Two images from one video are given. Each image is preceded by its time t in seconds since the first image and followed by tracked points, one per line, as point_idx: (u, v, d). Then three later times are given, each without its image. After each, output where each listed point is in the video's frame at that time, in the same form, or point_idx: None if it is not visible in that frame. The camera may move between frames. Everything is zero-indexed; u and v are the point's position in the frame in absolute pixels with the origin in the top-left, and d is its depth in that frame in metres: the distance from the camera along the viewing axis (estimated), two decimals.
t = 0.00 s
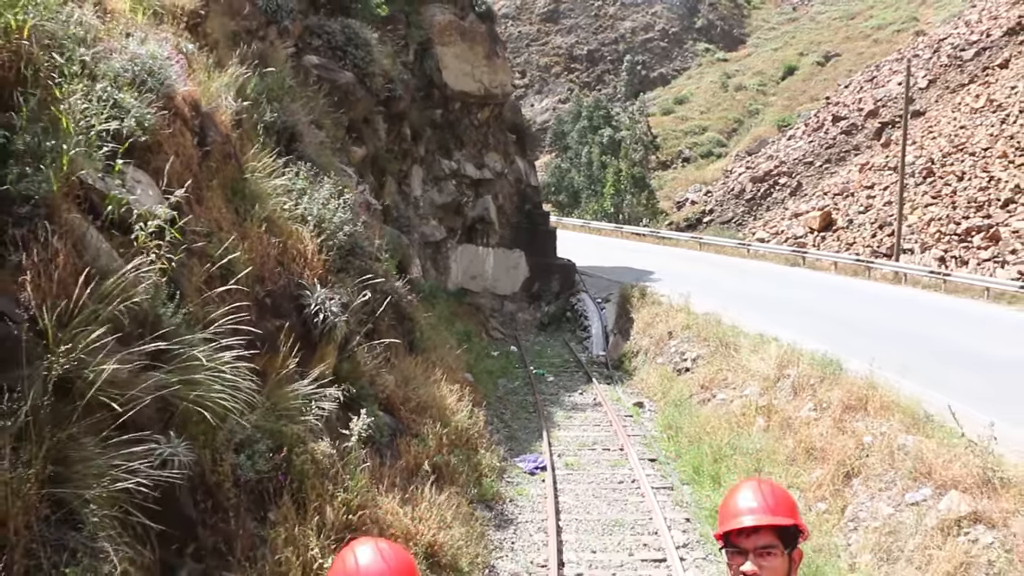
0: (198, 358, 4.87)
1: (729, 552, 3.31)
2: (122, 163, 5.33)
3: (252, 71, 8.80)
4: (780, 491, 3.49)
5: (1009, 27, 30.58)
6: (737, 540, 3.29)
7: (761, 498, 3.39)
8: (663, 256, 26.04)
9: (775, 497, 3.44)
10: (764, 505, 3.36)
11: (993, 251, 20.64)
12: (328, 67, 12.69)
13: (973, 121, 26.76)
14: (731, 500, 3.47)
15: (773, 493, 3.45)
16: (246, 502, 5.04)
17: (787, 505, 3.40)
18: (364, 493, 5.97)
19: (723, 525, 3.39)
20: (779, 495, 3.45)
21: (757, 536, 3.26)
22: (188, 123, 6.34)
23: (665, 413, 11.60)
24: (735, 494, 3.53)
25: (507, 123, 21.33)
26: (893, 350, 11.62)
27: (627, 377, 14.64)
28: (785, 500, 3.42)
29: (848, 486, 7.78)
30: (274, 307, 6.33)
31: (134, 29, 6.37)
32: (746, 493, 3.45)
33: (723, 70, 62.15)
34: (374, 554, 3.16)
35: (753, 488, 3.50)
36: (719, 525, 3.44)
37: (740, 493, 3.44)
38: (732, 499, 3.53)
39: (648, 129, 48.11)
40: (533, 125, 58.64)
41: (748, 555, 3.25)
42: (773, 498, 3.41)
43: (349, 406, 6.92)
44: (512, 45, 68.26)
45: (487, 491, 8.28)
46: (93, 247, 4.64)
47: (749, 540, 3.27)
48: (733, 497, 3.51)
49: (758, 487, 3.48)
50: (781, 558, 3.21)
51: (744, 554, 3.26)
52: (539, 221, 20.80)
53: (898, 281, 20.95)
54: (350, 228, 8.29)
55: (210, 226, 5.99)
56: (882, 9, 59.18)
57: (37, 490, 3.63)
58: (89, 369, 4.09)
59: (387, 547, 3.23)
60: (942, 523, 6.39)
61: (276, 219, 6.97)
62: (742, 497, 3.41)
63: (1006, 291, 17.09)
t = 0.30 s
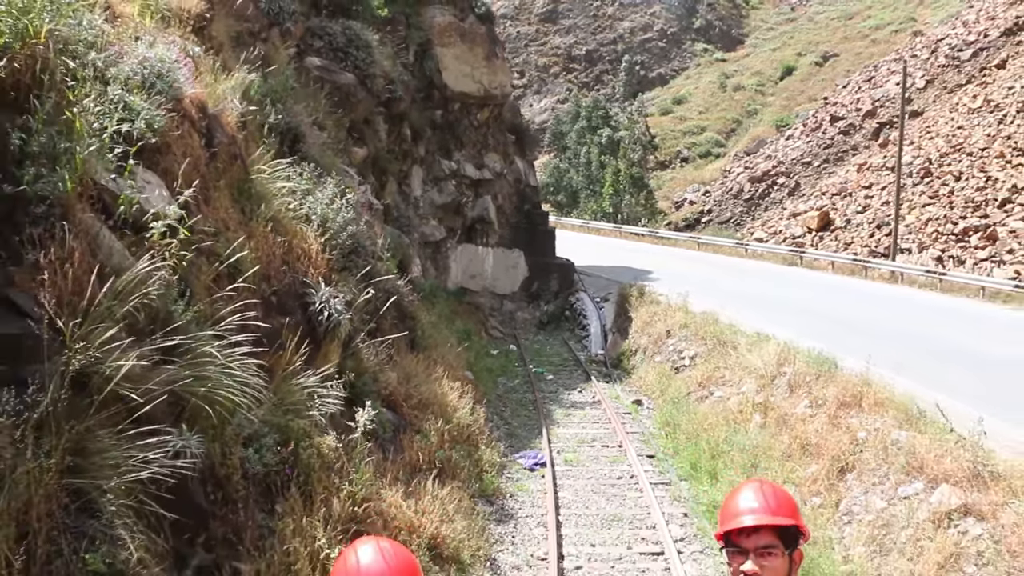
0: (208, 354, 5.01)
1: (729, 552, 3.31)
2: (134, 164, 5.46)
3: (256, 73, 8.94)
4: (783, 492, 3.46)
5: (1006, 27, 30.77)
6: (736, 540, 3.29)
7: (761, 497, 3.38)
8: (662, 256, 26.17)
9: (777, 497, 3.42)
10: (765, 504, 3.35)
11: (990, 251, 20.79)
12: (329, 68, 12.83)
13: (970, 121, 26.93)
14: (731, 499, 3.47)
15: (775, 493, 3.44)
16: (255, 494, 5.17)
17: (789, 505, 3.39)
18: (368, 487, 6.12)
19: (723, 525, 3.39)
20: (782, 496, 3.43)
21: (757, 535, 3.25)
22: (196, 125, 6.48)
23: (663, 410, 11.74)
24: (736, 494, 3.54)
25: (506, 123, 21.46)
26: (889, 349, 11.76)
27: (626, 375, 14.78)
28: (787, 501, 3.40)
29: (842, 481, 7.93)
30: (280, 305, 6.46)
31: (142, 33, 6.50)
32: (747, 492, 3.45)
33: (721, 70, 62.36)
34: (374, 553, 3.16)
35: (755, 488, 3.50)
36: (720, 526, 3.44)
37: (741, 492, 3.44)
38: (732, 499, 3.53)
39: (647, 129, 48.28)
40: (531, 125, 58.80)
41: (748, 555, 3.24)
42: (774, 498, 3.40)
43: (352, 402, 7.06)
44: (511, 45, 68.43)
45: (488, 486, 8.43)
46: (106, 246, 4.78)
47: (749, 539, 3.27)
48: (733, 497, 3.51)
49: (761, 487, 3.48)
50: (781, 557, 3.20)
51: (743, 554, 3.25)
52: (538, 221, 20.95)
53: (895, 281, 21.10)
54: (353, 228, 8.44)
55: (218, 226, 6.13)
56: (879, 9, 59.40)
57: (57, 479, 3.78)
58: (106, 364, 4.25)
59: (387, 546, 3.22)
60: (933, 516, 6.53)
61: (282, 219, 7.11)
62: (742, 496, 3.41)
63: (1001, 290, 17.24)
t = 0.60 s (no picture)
0: (218, 350, 5.15)
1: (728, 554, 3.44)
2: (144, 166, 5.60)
3: (260, 76, 9.08)
4: (779, 493, 3.62)
5: (1003, 28, 30.94)
6: (735, 541, 3.43)
7: (756, 497, 3.54)
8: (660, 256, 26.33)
9: (773, 498, 3.57)
10: (760, 503, 3.51)
11: (987, 250, 20.95)
12: (331, 70, 12.97)
13: (967, 121, 27.10)
14: (729, 502, 3.61)
15: (771, 494, 3.59)
16: (263, 486, 5.31)
17: (784, 505, 3.54)
18: (372, 480, 6.27)
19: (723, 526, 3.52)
20: (777, 496, 3.58)
21: (754, 534, 3.40)
22: (203, 127, 6.61)
23: (661, 408, 11.89)
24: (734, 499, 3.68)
25: (505, 124, 21.61)
26: (884, 347, 11.91)
27: (624, 374, 14.93)
28: (781, 500, 3.56)
29: (836, 476, 8.07)
30: (285, 303, 6.59)
31: (151, 37, 6.64)
32: (744, 494, 3.61)
33: (720, 70, 62.52)
34: (374, 554, 3.33)
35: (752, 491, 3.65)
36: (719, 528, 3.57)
37: (737, 495, 3.59)
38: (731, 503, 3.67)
39: (645, 129, 48.43)
40: (530, 126, 58.90)
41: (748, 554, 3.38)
42: (770, 498, 3.56)
43: (356, 398, 7.20)
44: (509, 46, 68.53)
45: (489, 481, 8.57)
46: (119, 246, 4.93)
47: (747, 540, 3.41)
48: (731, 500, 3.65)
49: (758, 489, 3.63)
50: (777, 554, 3.35)
51: (742, 554, 3.39)
52: (537, 221, 21.09)
53: (891, 280, 21.26)
54: (356, 228, 8.59)
55: (225, 225, 6.26)
56: (878, 10, 59.55)
57: (76, 471, 3.92)
58: (121, 359, 4.38)
59: (387, 546, 3.40)
60: (925, 509, 6.67)
61: (287, 219, 7.25)
62: (738, 498, 3.57)
63: (996, 289, 17.40)
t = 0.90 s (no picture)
0: (226, 346, 5.29)
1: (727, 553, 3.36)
2: (154, 167, 5.75)
3: (264, 77, 9.21)
4: (780, 493, 3.52)
5: (1000, 28, 31.13)
6: (734, 540, 3.35)
7: (757, 496, 3.44)
8: (658, 255, 26.49)
9: (774, 497, 3.47)
10: (762, 503, 3.40)
11: (985, 250, 21.13)
12: (332, 71, 13.10)
13: (964, 121, 27.28)
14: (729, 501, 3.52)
15: (772, 494, 3.49)
16: (271, 479, 5.44)
17: (786, 505, 3.44)
18: (375, 474, 6.42)
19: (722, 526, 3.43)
20: (779, 496, 3.48)
21: (755, 534, 3.31)
22: (210, 128, 6.76)
23: (659, 405, 12.04)
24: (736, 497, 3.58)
25: (505, 124, 21.76)
26: (879, 346, 12.07)
27: (623, 372, 15.07)
28: (783, 500, 3.45)
29: (831, 471, 8.22)
30: (291, 301, 6.72)
31: (158, 40, 6.77)
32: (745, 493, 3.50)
33: (718, 71, 62.70)
34: (375, 554, 3.15)
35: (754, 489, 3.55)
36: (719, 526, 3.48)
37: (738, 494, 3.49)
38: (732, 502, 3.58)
39: (644, 129, 48.59)
40: (529, 126, 59.02)
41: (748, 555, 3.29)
42: (771, 498, 3.46)
43: (360, 394, 7.34)
44: (508, 46, 68.67)
45: (490, 477, 8.71)
46: (131, 244, 5.06)
47: (746, 538, 3.33)
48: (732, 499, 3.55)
49: (759, 488, 3.53)
50: (778, 554, 3.27)
51: (741, 554, 3.31)
52: (536, 221, 21.22)
53: (888, 279, 21.42)
54: (359, 228, 8.73)
55: (233, 225, 6.40)
56: (876, 10, 59.74)
57: (93, 462, 4.06)
58: (134, 353, 4.53)
59: (388, 545, 3.22)
60: (916, 502, 6.83)
61: (292, 219, 7.39)
62: (738, 496, 3.47)
63: (992, 288, 17.58)
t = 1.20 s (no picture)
0: (234, 342, 5.44)
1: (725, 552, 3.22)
2: (164, 168, 5.89)
3: (268, 79, 9.35)
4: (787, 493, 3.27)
5: (998, 29, 31.30)
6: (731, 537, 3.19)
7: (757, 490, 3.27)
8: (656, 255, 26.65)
9: (778, 495, 3.25)
10: (759, 496, 3.23)
11: (981, 250, 21.29)
12: (334, 72, 13.25)
13: (961, 121, 27.46)
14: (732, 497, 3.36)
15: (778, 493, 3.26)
16: (279, 472, 5.58)
17: (782, 501, 3.21)
18: (380, 468, 6.56)
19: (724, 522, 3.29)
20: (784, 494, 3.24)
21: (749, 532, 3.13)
22: (217, 130, 6.90)
23: (658, 403, 12.19)
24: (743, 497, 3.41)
25: (504, 125, 21.90)
26: (874, 344, 12.24)
27: (622, 370, 15.22)
28: (784, 498, 3.22)
29: (825, 466, 8.37)
30: (296, 299, 6.86)
31: (166, 43, 6.90)
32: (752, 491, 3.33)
33: (717, 71, 62.90)
34: (374, 556, 3.01)
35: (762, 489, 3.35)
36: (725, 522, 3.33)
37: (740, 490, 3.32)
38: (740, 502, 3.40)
39: (642, 129, 48.77)
40: (528, 126, 59.17)
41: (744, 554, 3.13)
42: (773, 495, 3.25)
43: (365, 391, 7.47)
44: (506, 46, 68.83)
45: (490, 472, 8.86)
46: (142, 243, 5.20)
47: (745, 535, 3.16)
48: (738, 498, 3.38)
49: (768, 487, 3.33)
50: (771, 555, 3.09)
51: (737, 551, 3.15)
52: (535, 221, 21.34)
53: (885, 279, 21.58)
54: (361, 228, 8.86)
55: (239, 225, 6.52)
56: (874, 11, 59.97)
57: (109, 453, 4.21)
58: (147, 348, 4.69)
59: (387, 545, 3.08)
60: (909, 495, 6.98)
61: (297, 218, 7.53)
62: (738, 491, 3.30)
63: (987, 288, 17.75)
